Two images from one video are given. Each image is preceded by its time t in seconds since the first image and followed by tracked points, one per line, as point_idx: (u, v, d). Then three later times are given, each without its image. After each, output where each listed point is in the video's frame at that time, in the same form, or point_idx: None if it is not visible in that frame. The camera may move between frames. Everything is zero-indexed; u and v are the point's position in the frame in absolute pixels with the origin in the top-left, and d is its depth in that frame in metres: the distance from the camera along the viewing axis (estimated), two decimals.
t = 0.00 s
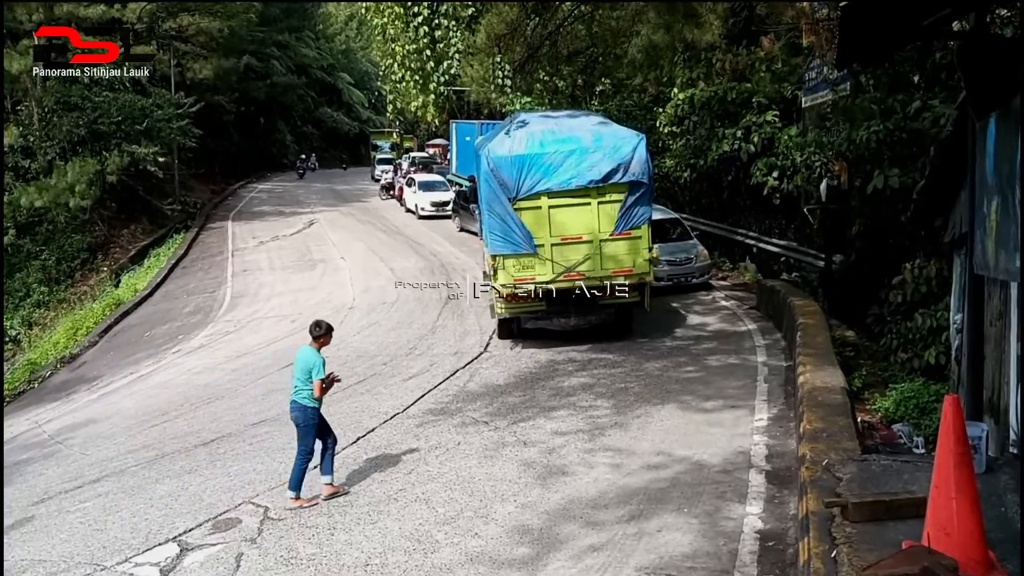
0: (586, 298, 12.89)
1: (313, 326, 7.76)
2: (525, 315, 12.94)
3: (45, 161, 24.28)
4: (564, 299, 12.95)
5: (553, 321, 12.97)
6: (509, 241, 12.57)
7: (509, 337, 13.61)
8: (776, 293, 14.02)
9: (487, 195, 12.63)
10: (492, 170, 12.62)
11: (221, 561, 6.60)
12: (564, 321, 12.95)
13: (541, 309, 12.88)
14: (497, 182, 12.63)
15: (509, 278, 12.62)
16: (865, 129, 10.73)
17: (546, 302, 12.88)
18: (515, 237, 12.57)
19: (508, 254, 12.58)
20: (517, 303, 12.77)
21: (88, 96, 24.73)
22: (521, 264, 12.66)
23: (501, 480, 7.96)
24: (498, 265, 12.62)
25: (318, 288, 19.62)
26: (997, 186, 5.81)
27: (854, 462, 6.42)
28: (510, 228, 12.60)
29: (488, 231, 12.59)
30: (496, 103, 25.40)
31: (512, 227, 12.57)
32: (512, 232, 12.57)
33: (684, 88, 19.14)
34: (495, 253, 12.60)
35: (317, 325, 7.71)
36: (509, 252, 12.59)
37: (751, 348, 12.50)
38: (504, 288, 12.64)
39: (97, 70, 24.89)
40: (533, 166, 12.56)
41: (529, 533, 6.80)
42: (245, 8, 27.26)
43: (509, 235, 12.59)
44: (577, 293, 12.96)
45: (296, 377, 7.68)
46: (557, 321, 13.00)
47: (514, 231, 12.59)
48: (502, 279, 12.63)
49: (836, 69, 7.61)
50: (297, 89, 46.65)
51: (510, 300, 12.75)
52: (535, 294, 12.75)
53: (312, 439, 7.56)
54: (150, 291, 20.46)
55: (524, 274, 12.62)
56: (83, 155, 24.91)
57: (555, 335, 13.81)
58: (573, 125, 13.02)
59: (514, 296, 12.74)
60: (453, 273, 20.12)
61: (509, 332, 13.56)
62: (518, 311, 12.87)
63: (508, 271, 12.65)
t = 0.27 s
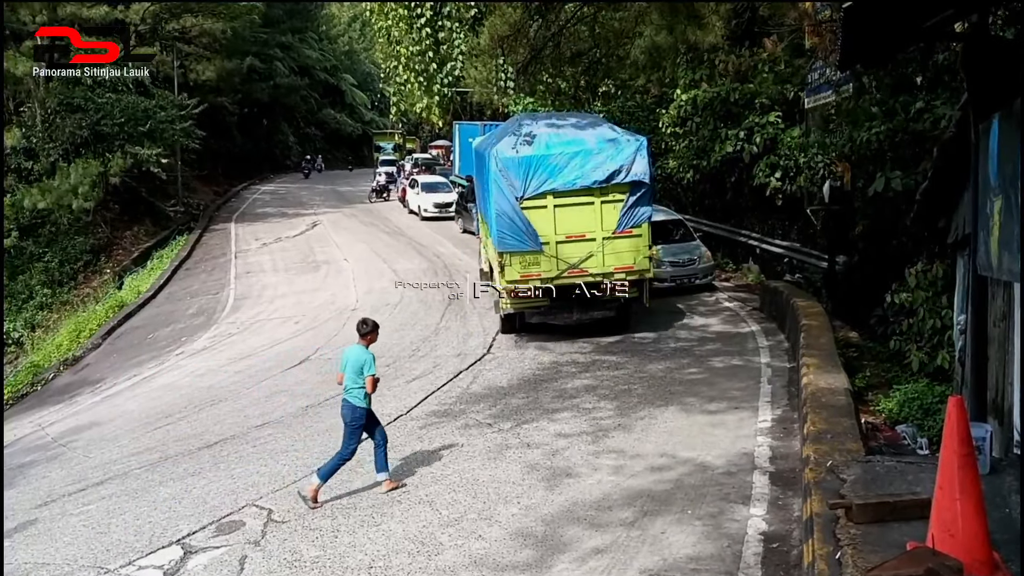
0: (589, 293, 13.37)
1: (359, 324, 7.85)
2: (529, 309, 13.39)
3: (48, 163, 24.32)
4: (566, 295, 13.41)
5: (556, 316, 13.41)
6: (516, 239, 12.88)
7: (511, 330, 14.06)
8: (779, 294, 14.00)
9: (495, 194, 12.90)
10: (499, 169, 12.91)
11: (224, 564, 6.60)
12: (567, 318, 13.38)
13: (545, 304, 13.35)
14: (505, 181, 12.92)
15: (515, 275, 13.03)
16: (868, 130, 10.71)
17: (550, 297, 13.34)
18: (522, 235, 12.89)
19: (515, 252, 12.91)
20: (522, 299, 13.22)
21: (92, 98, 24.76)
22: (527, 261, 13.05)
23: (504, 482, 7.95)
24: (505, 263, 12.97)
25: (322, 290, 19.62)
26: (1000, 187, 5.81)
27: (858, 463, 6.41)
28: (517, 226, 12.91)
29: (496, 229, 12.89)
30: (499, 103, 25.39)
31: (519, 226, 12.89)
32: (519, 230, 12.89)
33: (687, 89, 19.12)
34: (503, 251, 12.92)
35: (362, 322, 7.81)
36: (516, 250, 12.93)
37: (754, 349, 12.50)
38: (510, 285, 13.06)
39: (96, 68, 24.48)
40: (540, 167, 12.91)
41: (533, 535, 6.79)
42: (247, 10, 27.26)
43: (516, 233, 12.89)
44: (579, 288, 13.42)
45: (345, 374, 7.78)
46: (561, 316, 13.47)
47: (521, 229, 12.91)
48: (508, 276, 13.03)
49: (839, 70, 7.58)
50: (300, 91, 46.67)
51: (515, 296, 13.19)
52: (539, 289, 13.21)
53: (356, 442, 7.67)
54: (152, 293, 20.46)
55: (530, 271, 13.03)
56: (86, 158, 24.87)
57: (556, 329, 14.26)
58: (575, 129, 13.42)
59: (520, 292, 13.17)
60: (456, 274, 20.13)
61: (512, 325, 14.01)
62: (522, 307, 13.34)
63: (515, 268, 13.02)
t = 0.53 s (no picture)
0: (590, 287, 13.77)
1: (391, 315, 7.93)
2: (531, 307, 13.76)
3: (51, 164, 24.35)
4: (567, 293, 13.81)
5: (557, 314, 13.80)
6: (521, 238, 13.22)
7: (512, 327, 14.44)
8: (782, 294, 13.97)
9: (500, 195, 13.20)
10: (505, 171, 13.20)
11: (226, 566, 6.60)
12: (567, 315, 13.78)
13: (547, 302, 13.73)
14: (510, 182, 13.22)
15: (519, 273, 13.39)
16: (869, 130, 10.69)
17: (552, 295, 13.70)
18: (527, 235, 13.24)
19: (520, 252, 13.24)
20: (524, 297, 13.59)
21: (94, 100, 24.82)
22: (530, 260, 13.42)
23: (507, 484, 7.94)
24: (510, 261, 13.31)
25: (324, 291, 19.63)
26: (1003, 188, 5.78)
27: (861, 464, 6.40)
28: (521, 227, 13.25)
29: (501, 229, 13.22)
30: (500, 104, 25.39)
31: (523, 226, 13.23)
32: (524, 230, 13.23)
33: (689, 90, 19.11)
34: (507, 250, 13.24)
35: (397, 313, 7.91)
36: (520, 250, 13.26)
37: (757, 350, 12.49)
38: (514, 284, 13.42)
39: (97, 68, 24.84)
40: (544, 169, 13.26)
41: (536, 537, 6.77)
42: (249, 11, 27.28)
43: (520, 233, 13.24)
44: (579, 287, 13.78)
45: (381, 366, 7.85)
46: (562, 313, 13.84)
47: (526, 230, 13.26)
48: (512, 274, 13.38)
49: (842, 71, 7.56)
50: (302, 92, 46.74)
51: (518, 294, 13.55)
52: (540, 287, 13.58)
53: (396, 429, 7.92)
54: (155, 294, 20.47)
55: (533, 270, 13.40)
56: (89, 158, 24.95)
57: (555, 325, 14.66)
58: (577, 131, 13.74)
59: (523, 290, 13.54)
60: (458, 275, 20.15)
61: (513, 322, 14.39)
62: (525, 305, 13.71)
63: (518, 267, 13.37)
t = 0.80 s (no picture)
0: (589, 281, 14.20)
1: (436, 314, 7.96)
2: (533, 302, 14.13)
3: (55, 166, 24.22)
4: (566, 289, 14.23)
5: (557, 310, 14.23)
6: (524, 236, 13.64)
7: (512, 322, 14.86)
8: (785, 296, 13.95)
9: (504, 194, 13.61)
10: (509, 170, 13.60)
11: (231, 567, 6.62)
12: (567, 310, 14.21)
13: (548, 297, 14.19)
14: (514, 181, 13.63)
15: (521, 270, 13.78)
16: (874, 131, 10.68)
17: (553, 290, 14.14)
18: (530, 232, 13.66)
19: (523, 248, 13.65)
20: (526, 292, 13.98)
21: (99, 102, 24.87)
22: (533, 256, 13.81)
23: (510, 486, 7.95)
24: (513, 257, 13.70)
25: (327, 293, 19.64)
26: (1008, 189, 5.78)
27: (866, 466, 6.39)
28: (525, 224, 13.67)
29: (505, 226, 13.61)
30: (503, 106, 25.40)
31: (527, 222, 13.64)
32: (527, 227, 13.64)
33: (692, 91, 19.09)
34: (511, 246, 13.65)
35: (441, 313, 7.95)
36: (523, 246, 13.67)
37: (760, 352, 12.48)
38: (516, 280, 13.80)
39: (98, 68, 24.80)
40: (547, 168, 13.66)
41: (540, 539, 6.77)
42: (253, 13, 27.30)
43: (524, 231, 13.66)
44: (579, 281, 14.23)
45: (429, 365, 7.90)
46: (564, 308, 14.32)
47: (529, 227, 13.68)
48: (515, 270, 13.77)
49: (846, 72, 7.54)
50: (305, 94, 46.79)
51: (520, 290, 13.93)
52: (542, 283, 13.94)
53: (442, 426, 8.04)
54: (159, 296, 20.50)
55: (535, 267, 13.79)
56: (93, 161, 24.96)
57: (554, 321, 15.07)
58: (577, 131, 14.14)
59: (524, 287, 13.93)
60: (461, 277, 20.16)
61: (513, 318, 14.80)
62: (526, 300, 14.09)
63: (521, 263, 13.77)
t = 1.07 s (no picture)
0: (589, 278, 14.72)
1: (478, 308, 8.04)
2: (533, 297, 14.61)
3: (59, 168, 24.19)
4: (566, 285, 14.74)
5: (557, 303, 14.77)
6: (526, 235, 14.02)
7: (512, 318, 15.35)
8: (788, 297, 13.97)
9: (507, 194, 13.90)
10: (512, 170, 13.87)
11: (234, 567, 6.63)
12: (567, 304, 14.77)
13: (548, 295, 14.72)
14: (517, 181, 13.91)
15: (523, 267, 14.18)
16: (877, 131, 10.67)
17: (554, 289, 14.72)
18: (532, 231, 14.04)
19: (524, 246, 14.02)
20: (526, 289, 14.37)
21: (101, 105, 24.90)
22: (534, 254, 14.22)
23: (512, 486, 7.95)
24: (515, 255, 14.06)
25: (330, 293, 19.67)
26: (1011, 190, 5.79)
27: (870, 467, 6.39)
28: (527, 224, 14.03)
29: (508, 225, 13.92)
30: (506, 107, 25.40)
31: (529, 222, 13.98)
32: (529, 226, 13.99)
33: (694, 92, 19.09)
34: (512, 245, 13.99)
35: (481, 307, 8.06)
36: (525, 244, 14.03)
37: (763, 353, 12.48)
38: (518, 277, 14.21)
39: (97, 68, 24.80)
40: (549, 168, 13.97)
41: (543, 540, 6.77)
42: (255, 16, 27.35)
43: (526, 230, 14.02)
44: (579, 280, 14.80)
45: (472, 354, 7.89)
46: (565, 306, 14.89)
47: (531, 226, 14.05)
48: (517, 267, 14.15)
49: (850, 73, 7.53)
50: (307, 95, 46.93)
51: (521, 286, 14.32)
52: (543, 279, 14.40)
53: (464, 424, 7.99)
54: (162, 297, 20.53)
55: (536, 264, 14.20)
56: (96, 162, 25.04)
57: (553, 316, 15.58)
58: (578, 131, 14.43)
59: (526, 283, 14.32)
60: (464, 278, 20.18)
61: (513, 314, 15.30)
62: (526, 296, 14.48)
63: (522, 260, 14.13)
